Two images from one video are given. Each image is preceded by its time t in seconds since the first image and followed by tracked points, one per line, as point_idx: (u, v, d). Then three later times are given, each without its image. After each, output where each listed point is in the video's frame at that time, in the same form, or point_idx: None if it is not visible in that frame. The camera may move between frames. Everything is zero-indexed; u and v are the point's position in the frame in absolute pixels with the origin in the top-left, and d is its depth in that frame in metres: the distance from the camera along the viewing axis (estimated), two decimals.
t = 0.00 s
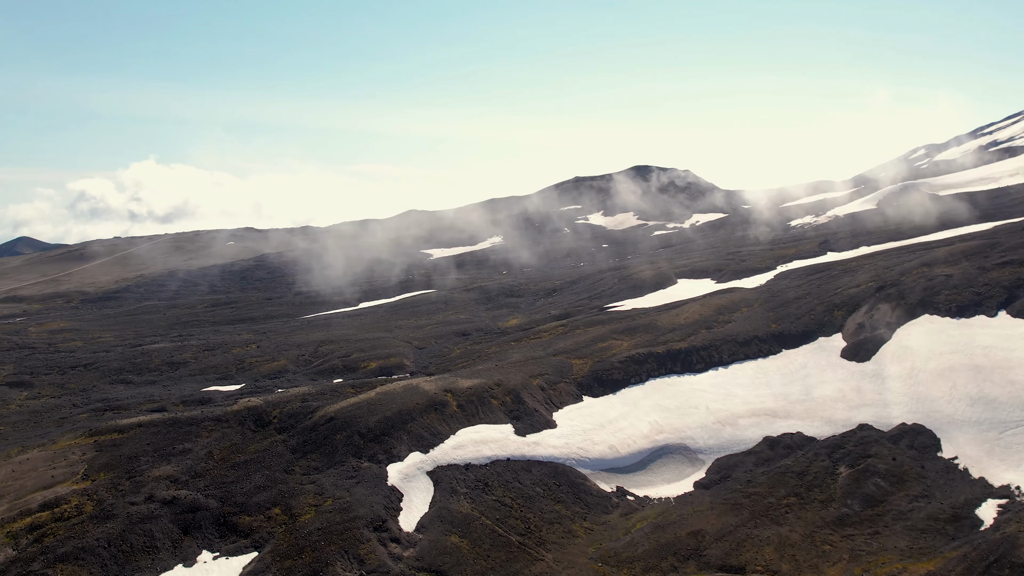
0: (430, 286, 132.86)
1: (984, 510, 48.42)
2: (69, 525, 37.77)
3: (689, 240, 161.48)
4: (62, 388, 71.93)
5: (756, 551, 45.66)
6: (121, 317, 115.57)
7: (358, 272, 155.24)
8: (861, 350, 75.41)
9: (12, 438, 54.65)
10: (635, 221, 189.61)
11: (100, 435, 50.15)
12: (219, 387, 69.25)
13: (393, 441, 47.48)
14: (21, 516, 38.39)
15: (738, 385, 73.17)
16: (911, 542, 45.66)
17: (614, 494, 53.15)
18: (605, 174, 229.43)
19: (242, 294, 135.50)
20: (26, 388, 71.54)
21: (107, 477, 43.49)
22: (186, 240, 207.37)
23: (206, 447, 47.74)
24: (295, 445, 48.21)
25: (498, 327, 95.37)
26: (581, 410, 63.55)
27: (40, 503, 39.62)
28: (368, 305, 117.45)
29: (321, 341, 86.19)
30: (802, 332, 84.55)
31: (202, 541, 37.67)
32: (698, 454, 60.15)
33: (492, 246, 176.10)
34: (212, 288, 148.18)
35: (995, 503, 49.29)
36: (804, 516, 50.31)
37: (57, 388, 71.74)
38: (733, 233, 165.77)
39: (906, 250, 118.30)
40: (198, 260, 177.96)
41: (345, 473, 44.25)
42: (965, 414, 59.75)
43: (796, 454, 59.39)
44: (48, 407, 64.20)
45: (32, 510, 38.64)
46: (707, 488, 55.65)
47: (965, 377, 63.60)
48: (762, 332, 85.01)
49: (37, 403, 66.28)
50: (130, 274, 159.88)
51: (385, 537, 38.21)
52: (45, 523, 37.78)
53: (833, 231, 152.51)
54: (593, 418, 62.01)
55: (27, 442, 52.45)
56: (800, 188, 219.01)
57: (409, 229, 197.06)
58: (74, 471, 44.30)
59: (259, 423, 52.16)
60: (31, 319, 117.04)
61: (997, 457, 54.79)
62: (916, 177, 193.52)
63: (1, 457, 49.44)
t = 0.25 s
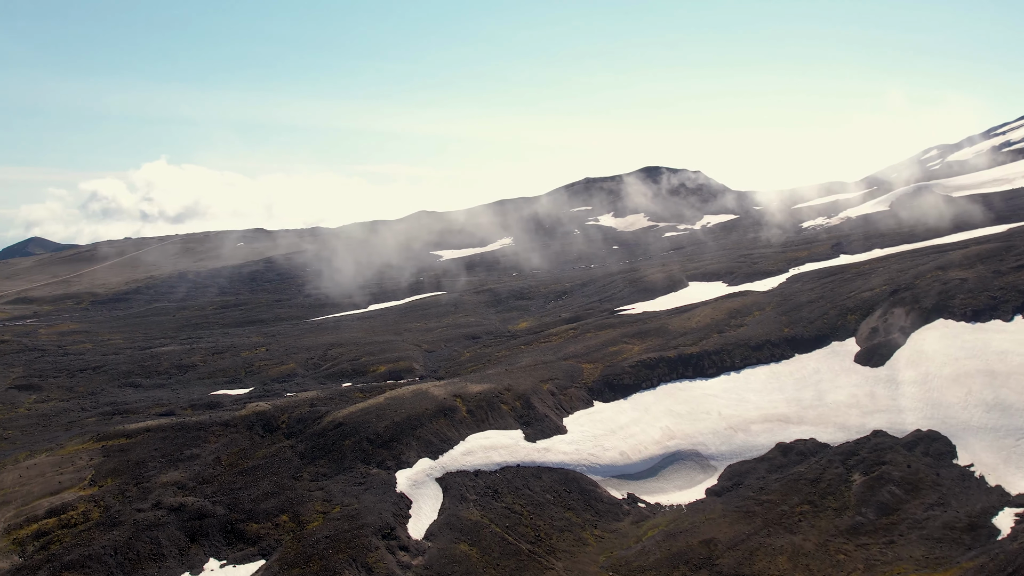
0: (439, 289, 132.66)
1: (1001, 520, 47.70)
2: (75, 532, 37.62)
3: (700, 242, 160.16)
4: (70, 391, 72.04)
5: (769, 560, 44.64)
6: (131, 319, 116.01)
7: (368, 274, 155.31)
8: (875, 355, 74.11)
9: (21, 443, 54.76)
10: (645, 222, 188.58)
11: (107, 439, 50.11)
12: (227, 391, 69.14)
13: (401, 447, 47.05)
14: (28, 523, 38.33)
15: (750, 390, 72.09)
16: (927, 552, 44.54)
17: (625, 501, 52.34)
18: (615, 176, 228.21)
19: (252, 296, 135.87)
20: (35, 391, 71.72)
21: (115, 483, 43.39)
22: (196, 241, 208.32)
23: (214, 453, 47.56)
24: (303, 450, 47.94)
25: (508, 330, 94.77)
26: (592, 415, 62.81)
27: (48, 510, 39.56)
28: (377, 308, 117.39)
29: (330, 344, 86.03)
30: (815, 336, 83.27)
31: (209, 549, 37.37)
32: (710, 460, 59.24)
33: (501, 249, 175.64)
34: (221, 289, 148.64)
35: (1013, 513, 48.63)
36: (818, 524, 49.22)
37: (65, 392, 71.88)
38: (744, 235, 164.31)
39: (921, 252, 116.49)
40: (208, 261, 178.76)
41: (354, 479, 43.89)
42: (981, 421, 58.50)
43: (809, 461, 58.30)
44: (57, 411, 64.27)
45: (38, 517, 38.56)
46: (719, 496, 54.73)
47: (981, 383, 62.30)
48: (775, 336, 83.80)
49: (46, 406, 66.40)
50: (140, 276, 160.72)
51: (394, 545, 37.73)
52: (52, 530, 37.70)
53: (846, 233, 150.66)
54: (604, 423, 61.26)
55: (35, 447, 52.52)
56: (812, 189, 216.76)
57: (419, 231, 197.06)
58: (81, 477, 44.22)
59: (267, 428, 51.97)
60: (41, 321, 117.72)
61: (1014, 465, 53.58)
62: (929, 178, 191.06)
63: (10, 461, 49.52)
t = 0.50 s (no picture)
0: (448, 292, 132.41)
1: (1021, 529, 46.13)
2: (82, 539, 37.52)
3: (711, 244, 158.83)
4: (79, 395, 72.17)
5: (782, 569, 43.72)
6: (140, 321, 116.45)
7: (377, 277, 155.34)
8: (889, 360, 72.82)
9: (29, 447, 54.85)
10: (656, 224, 187.62)
11: (115, 444, 50.04)
12: (236, 395, 69.06)
13: (410, 453, 46.63)
14: (35, 529, 38.22)
15: (763, 395, 71.05)
16: (943, 562, 43.42)
17: (637, 508, 51.52)
18: (625, 178, 227.23)
19: (262, 298, 136.23)
20: (44, 395, 71.90)
21: (121, 489, 43.23)
22: (205, 242, 209.15)
23: (222, 459, 47.38)
24: (312, 456, 47.63)
25: (517, 333, 94.16)
26: (603, 421, 62.08)
27: (54, 516, 39.43)
28: (386, 310, 117.22)
29: (339, 347, 85.84)
30: (829, 340, 81.99)
31: (216, 556, 37.08)
32: (722, 467, 58.34)
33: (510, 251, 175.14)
34: (231, 290, 149.16)
35: None
36: (833, 533, 48.18)
37: (74, 395, 72.02)
38: (756, 237, 162.85)
39: (935, 255, 114.68)
40: (218, 262, 179.64)
41: (362, 485, 43.49)
42: (998, 427, 57.20)
43: (823, 468, 57.20)
44: (65, 415, 64.33)
45: (45, 523, 38.50)
46: (731, 503, 53.80)
47: (998, 389, 60.97)
48: (788, 340, 82.57)
49: (54, 410, 66.52)
50: (150, 277, 161.55)
51: (402, 553, 37.25)
52: (58, 537, 37.56)
53: (859, 234, 148.86)
54: (614, 429, 60.48)
55: (43, 451, 52.57)
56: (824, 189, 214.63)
57: (428, 233, 197.01)
58: (88, 482, 44.12)
59: (276, 433, 51.80)
60: (52, 323, 118.43)
61: None
62: (943, 178, 188.61)
63: (18, 466, 49.56)
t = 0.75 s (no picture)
0: (457, 295, 132.04)
1: None
2: (89, 546, 37.39)
3: (722, 246, 157.45)
4: (88, 398, 72.38)
5: None
6: (150, 323, 116.95)
7: (387, 279, 155.34)
8: (904, 365, 71.49)
9: (38, 451, 54.99)
10: (667, 225, 186.70)
11: (123, 449, 49.99)
12: (245, 399, 69.00)
13: (419, 460, 46.22)
14: (42, 536, 38.13)
15: (776, 401, 69.96)
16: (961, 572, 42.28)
17: (648, 516, 50.68)
18: (635, 180, 226.05)
19: (272, 300, 136.63)
20: (54, 399, 72.21)
21: (129, 495, 43.10)
22: (215, 243, 210.16)
23: (230, 464, 47.19)
24: (320, 462, 47.33)
25: (527, 337, 93.51)
26: (614, 426, 61.35)
27: (62, 523, 39.30)
28: (395, 313, 117.02)
29: (347, 350, 85.62)
30: (843, 345, 80.65)
31: (224, 564, 36.79)
32: (734, 473, 57.40)
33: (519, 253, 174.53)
34: (242, 292, 149.74)
35: None
36: (847, 541, 47.12)
37: (83, 399, 72.26)
38: (767, 239, 161.34)
39: (951, 257, 112.82)
40: (229, 263, 180.54)
41: (371, 492, 43.11)
42: (1016, 435, 55.86)
43: (837, 476, 56.10)
44: (75, 419, 64.50)
45: (52, 530, 38.40)
46: (744, 511, 52.86)
47: (1015, 395, 59.59)
48: (801, 345, 81.31)
49: (63, 414, 66.74)
50: (161, 279, 162.50)
51: (411, 561, 36.80)
52: (65, 544, 37.44)
53: (872, 237, 146.95)
54: (625, 434, 59.70)
55: (51, 456, 52.66)
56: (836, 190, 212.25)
57: (437, 235, 196.94)
58: (96, 488, 44.04)
59: (284, 438, 51.57)
60: (63, 325, 119.24)
61: None
62: (957, 178, 185.79)
63: (27, 471, 49.65)
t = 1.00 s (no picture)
0: (466, 297, 131.67)
1: None
2: (96, 553, 37.27)
3: (733, 249, 156.02)
4: (97, 402, 72.58)
5: None
6: (160, 324, 117.48)
7: (397, 280, 155.31)
8: (918, 370, 70.16)
9: (47, 456, 55.13)
10: (678, 226, 185.80)
11: (131, 455, 49.92)
12: (254, 403, 68.92)
13: (429, 466, 45.81)
14: (48, 543, 38.12)
15: (789, 406, 68.86)
16: None
17: (659, 523, 49.84)
18: (646, 181, 224.87)
19: (281, 302, 136.90)
20: (64, 402, 72.45)
21: (136, 501, 43.00)
22: (225, 244, 211.11)
23: (238, 470, 46.99)
24: (329, 468, 47.02)
25: (538, 340, 92.92)
26: (625, 432, 60.60)
27: (68, 530, 39.30)
28: (404, 315, 116.80)
29: (357, 353, 85.44)
30: (857, 350, 79.32)
31: (231, 573, 36.50)
32: (747, 480, 56.47)
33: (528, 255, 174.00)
34: (251, 294, 150.26)
35: None
36: (862, 549, 46.07)
37: (92, 402, 72.47)
38: (779, 242, 159.73)
39: (966, 260, 110.95)
40: (239, 265, 181.38)
41: (380, 499, 42.73)
42: None
43: (851, 483, 55.01)
44: (83, 422, 64.63)
45: (60, 538, 38.30)
46: (757, 518, 51.93)
47: None
48: (815, 349, 80.05)
49: (72, 417, 66.94)
50: (171, 280, 163.38)
51: (420, 570, 36.34)
52: (71, 552, 37.38)
53: (886, 239, 145.04)
54: (637, 440, 58.98)
55: (59, 461, 52.76)
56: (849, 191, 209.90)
57: (447, 237, 196.78)
58: (104, 494, 43.95)
59: (293, 444, 51.36)
60: (74, 326, 120.04)
61: None
62: (971, 179, 183.11)
63: (35, 476, 49.75)
